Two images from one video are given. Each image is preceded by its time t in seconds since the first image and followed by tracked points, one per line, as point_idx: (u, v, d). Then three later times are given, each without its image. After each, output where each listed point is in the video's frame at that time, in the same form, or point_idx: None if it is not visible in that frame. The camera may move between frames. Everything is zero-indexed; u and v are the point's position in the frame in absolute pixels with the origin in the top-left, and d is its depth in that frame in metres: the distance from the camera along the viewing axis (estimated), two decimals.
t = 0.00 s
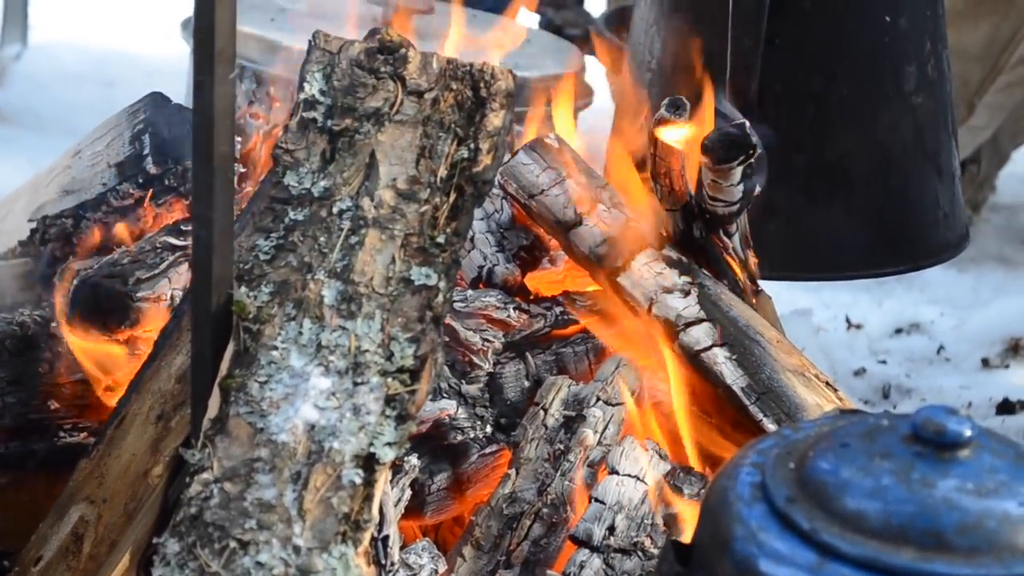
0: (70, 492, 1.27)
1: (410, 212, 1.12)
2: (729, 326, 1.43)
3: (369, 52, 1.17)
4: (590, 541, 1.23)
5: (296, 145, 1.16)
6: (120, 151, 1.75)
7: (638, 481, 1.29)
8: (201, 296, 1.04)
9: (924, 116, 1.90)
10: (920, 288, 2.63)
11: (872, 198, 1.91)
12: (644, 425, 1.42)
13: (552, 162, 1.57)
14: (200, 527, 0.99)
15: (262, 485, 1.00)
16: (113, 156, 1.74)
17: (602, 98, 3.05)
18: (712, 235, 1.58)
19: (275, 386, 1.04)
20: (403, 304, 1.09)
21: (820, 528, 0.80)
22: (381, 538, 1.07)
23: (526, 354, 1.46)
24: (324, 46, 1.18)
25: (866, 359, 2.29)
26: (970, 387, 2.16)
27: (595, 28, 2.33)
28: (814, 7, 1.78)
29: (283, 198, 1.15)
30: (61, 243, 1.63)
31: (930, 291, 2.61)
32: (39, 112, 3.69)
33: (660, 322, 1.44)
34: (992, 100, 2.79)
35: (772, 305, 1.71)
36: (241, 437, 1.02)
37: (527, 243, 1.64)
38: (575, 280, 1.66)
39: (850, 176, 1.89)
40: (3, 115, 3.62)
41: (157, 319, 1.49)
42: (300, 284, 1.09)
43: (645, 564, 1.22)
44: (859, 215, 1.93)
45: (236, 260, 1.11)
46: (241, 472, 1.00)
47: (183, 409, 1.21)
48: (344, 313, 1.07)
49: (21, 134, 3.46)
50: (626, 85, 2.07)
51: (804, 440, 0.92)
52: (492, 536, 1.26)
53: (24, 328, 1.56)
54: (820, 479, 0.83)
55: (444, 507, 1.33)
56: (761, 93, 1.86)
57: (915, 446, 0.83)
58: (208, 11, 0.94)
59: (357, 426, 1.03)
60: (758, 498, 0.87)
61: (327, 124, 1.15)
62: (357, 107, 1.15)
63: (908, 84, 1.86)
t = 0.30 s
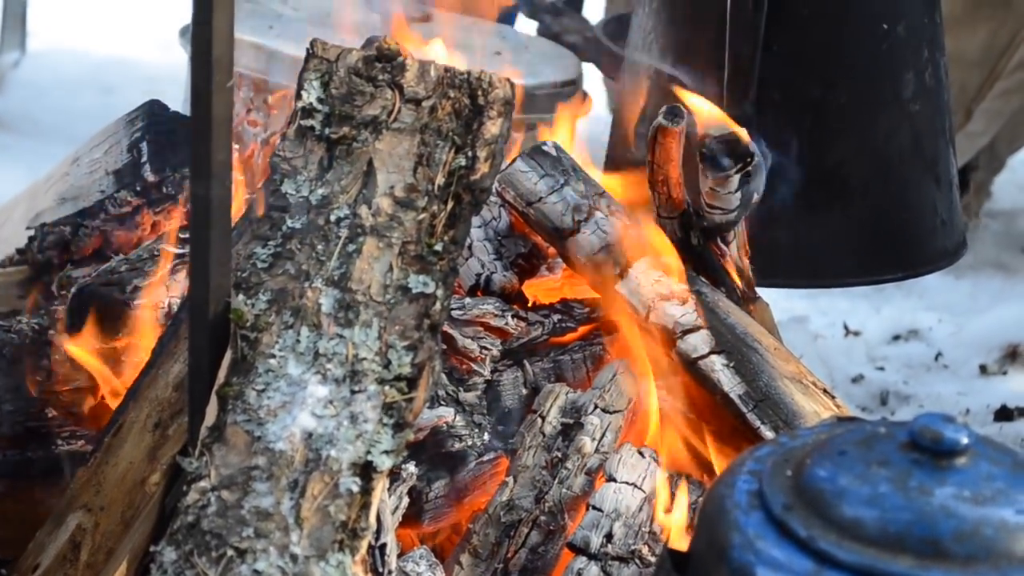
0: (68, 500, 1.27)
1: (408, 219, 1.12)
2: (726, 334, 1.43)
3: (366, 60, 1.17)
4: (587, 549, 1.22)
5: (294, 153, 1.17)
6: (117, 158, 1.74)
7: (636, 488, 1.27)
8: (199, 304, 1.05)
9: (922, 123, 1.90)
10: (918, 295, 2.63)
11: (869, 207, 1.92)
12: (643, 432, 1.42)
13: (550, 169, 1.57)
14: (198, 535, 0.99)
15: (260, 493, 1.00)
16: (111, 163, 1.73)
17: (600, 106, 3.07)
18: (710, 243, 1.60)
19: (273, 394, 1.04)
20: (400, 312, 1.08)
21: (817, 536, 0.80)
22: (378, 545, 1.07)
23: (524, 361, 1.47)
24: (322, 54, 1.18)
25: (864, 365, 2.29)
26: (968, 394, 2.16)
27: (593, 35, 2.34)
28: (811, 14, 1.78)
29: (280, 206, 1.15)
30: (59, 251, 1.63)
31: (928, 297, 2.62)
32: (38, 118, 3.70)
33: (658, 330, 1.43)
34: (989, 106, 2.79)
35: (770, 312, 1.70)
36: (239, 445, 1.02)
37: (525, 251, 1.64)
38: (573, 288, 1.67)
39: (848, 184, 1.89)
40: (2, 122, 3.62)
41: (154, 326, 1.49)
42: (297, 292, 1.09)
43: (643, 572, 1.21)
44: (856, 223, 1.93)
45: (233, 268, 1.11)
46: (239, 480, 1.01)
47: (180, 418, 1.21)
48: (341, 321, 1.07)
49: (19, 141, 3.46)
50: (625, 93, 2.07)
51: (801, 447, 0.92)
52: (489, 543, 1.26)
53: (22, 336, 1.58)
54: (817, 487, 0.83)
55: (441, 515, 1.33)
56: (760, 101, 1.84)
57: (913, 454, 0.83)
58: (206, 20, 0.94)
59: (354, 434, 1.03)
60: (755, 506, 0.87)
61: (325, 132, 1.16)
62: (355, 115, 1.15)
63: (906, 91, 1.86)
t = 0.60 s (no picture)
0: (58, 509, 1.26)
1: (399, 229, 1.12)
2: (717, 344, 1.42)
3: (359, 70, 1.17)
4: (578, 559, 1.21)
5: (285, 163, 1.16)
6: (109, 167, 1.73)
7: (627, 498, 1.27)
8: (190, 314, 1.05)
9: (913, 133, 1.91)
10: (910, 304, 2.64)
11: (860, 215, 1.92)
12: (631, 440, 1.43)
13: (541, 180, 1.57)
14: (188, 545, 0.98)
15: (250, 503, 0.99)
16: (102, 172, 1.73)
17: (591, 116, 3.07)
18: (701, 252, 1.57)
19: (263, 404, 1.04)
20: (391, 322, 1.08)
21: (807, 547, 0.80)
22: (368, 556, 1.07)
23: (515, 371, 1.46)
24: (313, 64, 1.18)
25: (855, 375, 2.29)
26: (960, 403, 2.16)
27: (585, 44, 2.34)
28: (802, 24, 1.78)
29: (271, 215, 1.14)
30: (51, 260, 1.65)
31: (919, 306, 2.62)
32: (30, 125, 3.70)
33: (649, 340, 1.43)
34: (981, 115, 2.80)
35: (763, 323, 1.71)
36: (229, 455, 1.02)
37: (516, 260, 1.64)
38: (564, 297, 1.66)
39: (839, 194, 1.90)
40: None
41: (144, 334, 1.53)
42: (288, 302, 1.09)
43: None
44: (847, 232, 1.93)
45: (224, 278, 1.11)
46: (229, 490, 1.00)
47: (171, 428, 1.21)
48: (332, 330, 1.07)
49: (12, 147, 3.46)
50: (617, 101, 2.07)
51: (791, 458, 0.92)
52: (480, 553, 1.25)
53: (12, 344, 1.56)
54: (806, 497, 0.83)
55: (432, 524, 1.33)
56: (750, 111, 1.85)
57: (903, 464, 0.83)
58: (197, 28, 0.94)
59: (345, 444, 1.02)
60: (745, 517, 0.87)
61: (316, 141, 1.16)
62: (346, 125, 1.15)
63: (897, 101, 1.87)
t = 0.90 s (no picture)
0: (49, 524, 1.26)
1: (390, 244, 1.12)
2: (708, 357, 1.43)
3: (349, 84, 1.18)
4: (569, 572, 1.21)
5: (275, 177, 1.16)
6: (100, 181, 1.73)
7: (617, 512, 1.27)
8: (181, 328, 1.05)
9: (903, 146, 1.92)
10: (900, 316, 2.65)
11: (850, 228, 1.93)
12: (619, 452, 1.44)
13: (531, 193, 1.58)
14: (179, 560, 0.98)
15: (241, 517, 0.99)
16: (94, 186, 1.72)
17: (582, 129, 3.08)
18: (691, 267, 1.58)
19: (254, 419, 1.04)
20: (382, 336, 1.09)
21: (798, 561, 0.80)
22: (360, 569, 1.07)
23: (506, 385, 1.47)
24: (304, 78, 1.18)
25: (846, 388, 2.30)
26: (951, 415, 2.16)
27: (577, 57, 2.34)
28: (792, 37, 1.79)
29: (262, 229, 1.15)
30: (41, 274, 1.63)
31: (910, 319, 2.63)
32: (22, 138, 3.70)
33: (639, 353, 1.43)
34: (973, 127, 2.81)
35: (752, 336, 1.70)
36: (220, 469, 1.02)
37: (507, 274, 1.64)
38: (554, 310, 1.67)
39: (829, 207, 1.91)
40: None
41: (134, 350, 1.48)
42: (279, 316, 1.09)
43: None
44: (838, 244, 1.94)
45: (215, 291, 1.11)
46: (220, 505, 1.00)
47: (163, 442, 1.20)
48: (323, 345, 1.07)
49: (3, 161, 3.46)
50: (609, 113, 2.08)
51: (782, 472, 0.93)
52: (471, 568, 1.24)
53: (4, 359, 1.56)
54: (797, 511, 0.84)
55: (423, 538, 1.32)
56: (740, 125, 1.86)
57: (894, 478, 0.83)
58: (188, 43, 0.94)
59: (336, 458, 1.02)
60: (736, 530, 0.87)
61: (307, 155, 1.16)
62: (337, 139, 1.16)
63: (887, 115, 1.88)
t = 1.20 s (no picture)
0: (39, 539, 1.26)
1: (381, 257, 1.12)
2: (699, 370, 1.42)
3: (340, 98, 1.18)
4: None
5: (267, 191, 1.17)
6: (91, 195, 1.72)
7: (608, 525, 1.27)
8: (172, 342, 1.04)
9: (894, 159, 1.93)
10: (892, 328, 2.66)
11: (843, 241, 1.93)
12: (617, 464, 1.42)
13: (523, 207, 1.58)
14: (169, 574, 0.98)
15: (232, 531, 0.99)
16: (87, 199, 1.71)
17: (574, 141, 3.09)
18: (683, 279, 1.57)
19: (245, 433, 1.04)
20: (373, 349, 1.09)
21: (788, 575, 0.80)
22: None
23: (497, 398, 1.46)
24: (296, 92, 1.19)
25: (838, 400, 2.30)
26: (942, 428, 2.17)
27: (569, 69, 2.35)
28: (784, 49, 1.80)
29: (253, 243, 1.15)
30: (33, 288, 1.62)
31: (902, 331, 2.64)
32: (14, 149, 3.70)
33: (631, 367, 1.43)
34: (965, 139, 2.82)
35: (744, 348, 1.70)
36: (211, 483, 1.02)
37: (498, 287, 1.64)
38: (547, 322, 1.66)
39: (821, 220, 1.91)
40: None
41: (127, 361, 1.49)
42: (270, 330, 1.09)
43: None
44: (830, 256, 1.94)
45: (206, 305, 1.11)
46: (211, 519, 1.00)
47: (153, 455, 1.20)
48: (314, 358, 1.07)
49: None
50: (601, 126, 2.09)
51: (773, 485, 0.93)
52: None
53: None
54: (788, 525, 0.84)
55: (415, 551, 1.31)
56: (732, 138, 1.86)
57: (883, 492, 0.84)
58: (178, 56, 0.93)
59: (327, 472, 1.02)
60: (726, 544, 0.87)
61: (298, 169, 1.16)
62: (328, 153, 1.16)
63: (878, 128, 1.89)
